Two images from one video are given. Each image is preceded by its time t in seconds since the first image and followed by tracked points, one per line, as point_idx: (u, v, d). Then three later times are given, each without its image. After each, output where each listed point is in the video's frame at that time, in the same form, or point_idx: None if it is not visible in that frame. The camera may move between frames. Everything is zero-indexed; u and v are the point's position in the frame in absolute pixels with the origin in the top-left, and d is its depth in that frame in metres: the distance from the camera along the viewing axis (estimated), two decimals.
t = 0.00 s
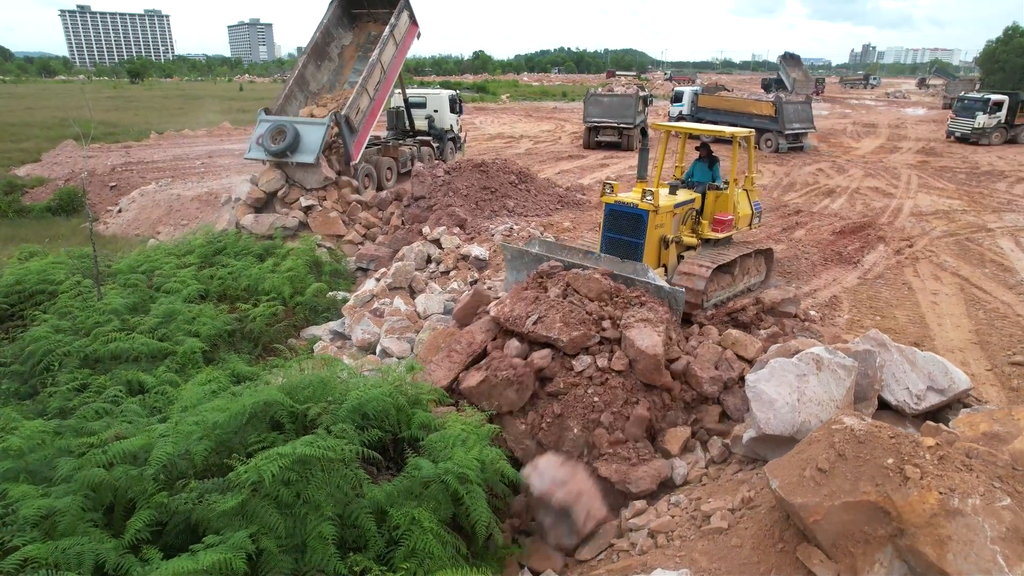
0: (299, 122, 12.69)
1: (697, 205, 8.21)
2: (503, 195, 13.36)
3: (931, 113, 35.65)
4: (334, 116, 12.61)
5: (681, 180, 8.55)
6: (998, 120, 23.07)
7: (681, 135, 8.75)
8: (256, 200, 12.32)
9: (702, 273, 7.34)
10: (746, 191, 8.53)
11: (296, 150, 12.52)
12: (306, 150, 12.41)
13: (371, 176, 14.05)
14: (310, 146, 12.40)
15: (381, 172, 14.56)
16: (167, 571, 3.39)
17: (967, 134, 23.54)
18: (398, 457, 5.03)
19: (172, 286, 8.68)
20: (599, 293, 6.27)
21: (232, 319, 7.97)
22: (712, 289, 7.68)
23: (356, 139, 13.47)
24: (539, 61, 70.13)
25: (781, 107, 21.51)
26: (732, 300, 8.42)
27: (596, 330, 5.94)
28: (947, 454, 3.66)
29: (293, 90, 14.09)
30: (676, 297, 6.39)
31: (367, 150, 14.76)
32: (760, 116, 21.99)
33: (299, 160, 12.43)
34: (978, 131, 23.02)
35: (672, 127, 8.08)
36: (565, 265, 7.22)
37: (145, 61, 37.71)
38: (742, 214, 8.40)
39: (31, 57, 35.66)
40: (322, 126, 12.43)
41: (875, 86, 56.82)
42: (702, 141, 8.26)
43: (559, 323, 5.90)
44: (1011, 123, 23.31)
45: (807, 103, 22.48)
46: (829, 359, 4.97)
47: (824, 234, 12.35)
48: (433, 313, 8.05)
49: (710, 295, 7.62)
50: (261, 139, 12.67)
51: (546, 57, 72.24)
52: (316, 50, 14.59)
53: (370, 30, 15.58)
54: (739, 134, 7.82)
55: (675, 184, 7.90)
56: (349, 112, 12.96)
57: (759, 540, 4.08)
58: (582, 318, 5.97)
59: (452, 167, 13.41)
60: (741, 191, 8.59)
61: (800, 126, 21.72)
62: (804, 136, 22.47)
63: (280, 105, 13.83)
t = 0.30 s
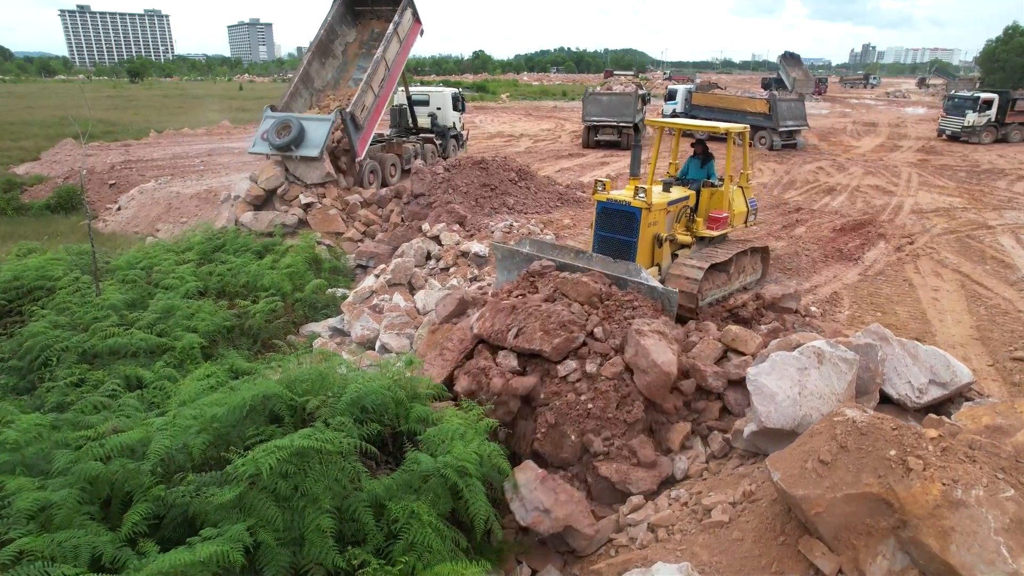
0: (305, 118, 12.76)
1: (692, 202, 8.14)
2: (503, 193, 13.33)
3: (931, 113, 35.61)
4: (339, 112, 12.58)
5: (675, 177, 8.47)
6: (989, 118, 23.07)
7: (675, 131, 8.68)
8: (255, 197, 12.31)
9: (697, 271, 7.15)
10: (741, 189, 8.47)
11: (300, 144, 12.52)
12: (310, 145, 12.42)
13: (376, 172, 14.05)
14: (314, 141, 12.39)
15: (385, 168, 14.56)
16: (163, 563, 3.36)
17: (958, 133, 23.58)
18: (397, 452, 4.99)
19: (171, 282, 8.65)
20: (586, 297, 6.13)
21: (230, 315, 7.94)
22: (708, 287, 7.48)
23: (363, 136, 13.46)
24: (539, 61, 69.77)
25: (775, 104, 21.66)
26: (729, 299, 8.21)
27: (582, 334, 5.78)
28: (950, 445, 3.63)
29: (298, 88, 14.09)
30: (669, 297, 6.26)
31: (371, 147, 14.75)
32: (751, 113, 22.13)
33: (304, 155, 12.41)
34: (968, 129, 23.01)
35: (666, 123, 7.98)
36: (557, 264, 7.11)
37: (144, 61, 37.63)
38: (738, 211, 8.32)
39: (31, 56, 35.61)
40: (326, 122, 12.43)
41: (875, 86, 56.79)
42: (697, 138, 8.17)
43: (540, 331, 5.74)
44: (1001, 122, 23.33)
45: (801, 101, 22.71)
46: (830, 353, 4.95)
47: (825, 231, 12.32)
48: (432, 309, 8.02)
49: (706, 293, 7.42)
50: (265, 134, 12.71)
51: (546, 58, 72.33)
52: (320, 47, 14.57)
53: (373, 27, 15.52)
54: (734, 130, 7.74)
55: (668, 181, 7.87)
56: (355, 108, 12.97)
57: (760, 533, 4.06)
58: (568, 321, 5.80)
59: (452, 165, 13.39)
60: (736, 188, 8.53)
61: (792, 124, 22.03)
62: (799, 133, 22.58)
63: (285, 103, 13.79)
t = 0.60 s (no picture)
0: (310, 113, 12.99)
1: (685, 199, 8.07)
2: (503, 190, 13.32)
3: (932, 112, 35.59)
4: (343, 107, 12.77)
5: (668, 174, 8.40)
6: (978, 118, 23.09)
7: (668, 126, 8.63)
8: (255, 194, 12.30)
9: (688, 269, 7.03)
10: (736, 185, 8.39)
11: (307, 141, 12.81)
12: (317, 140, 12.69)
13: (381, 167, 14.19)
14: (320, 137, 12.66)
15: (389, 164, 14.63)
16: (161, 555, 3.35)
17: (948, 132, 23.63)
18: (396, 445, 4.96)
19: (169, 278, 8.63)
20: (569, 302, 6.03)
21: (229, 311, 7.92)
22: (699, 285, 7.35)
23: (366, 131, 13.64)
24: (538, 61, 69.38)
25: (769, 101, 21.81)
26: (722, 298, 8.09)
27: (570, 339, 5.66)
28: (951, 436, 3.61)
29: (303, 85, 14.15)
30: (659, 295, 6.24)
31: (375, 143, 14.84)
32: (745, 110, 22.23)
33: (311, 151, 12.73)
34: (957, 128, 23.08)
35: (658, 119, 7.91)
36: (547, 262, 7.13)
37: (144, 61, 37.62)
38: (732, 208, 8.22)
39: (30, 55, 35.48)
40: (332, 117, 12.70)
41: (875, 86, 56.76)
42: (691, 133, 8.08)
43: (529, 341, 5.58)
44: (990, 121, 23.25)
45: (793, 100, 22.75)
46: (830, 346, 4.93)
47: (825, 228, 12.31)
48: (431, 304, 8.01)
49: (697, 292, 7.29)
50: (272, 131, 12.93)
51: (546, 57, 72.23)
52: (323, 45, 14.57)
53: (375, 24, 15.47)
54: (727, 125, 7.67)
55: (661, 177, 7.85)
56: (358, 104, 13.15)
57: (761, 526, 4.03)
58: (556, 328, 5.68)
59: (452, 162, 13.38)
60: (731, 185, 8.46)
61: (786, 121, 22.13)
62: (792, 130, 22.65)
63: (290, 99, 13.90)
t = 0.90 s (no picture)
0: (314, 111, 13.21)
1: (675, 196, 7.98)
2: (502, 187, 13.29)
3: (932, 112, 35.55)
4: (346, 103, 12.96)
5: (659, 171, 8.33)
6: (967, 117, 23.09)
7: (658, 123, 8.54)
8: (253, 192, 12.28)
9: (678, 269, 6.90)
10: (728, 182, 8.33)
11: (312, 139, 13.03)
12: (322, 138, 12.90)
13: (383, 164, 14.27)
14: (325, 135, 12.87)
15: (392, 161, 14.65)
16: (157, 546, 3.35)
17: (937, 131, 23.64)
18: (394, 439, 4.95)
19: (167, 273, 8.61)
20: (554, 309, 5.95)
21: (227, 308, 7.89)
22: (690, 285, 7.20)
23: (370, 127, 13.73)
24: (538, 61, 69.13)
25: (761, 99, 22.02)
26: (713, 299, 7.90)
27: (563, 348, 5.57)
28: (951, 426, 3.59)
29: (305, 82, 14.19)
30: (646, 296, 6.26)
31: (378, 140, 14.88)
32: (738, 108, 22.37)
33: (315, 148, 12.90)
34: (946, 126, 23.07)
35: (647, 115, 7.84)
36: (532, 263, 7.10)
37: (144, 61, 37.74)
38: (723, 205, 8.14)
39: (30, 55, 35.44)
40: (335, 113, 12.96)
41: (875, 85, 56.72)
42: (679, 129, 8.05)
43: (523, 352, 5.45)
44: (981, 119, 23.20)
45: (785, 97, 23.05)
46: (830, 339, 4.93)
47: (824, 225, 12.29)
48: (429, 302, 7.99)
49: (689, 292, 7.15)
50: (277, 129, 13.16)
51: (545, 58, 72.16)
52: (325, 43, 14.59)
53: (376, 22, 15.44)
54: (716, 119, 7.60)
55: (650, 174, 7.75)
56: (362, 100, 13.28)
57: (760, 518, 4.01)
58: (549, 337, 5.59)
59: (452, 159, 13.38)
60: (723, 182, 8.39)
61: (778, 118, 22.31)
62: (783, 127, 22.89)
63: (293, 97, 13.95)
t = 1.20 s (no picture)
0: (317, 107, 13.28)
1: (667, 193, 7.89)
2: (501, 184, 13.28)
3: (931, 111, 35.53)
4: (349, 101, 13.05)
5: (650, 168, 8.28)
6: (958, 115, 23.11)
7: (649, 120, 8.50)
8: (252, 189, 12.26)
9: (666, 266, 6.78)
10: (720, 180, 8.27)
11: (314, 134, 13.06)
12: (323, 133, 12.97)
13: (386, 161, 14.32)
14: (327, 131, 12.95)
15: (394, 157, 14.69)
16: (151, 535, 3.35)
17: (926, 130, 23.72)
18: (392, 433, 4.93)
19: (165, 269, 8.60)
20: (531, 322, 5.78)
21: (225, 303, 7.86)
22: (680, 283, 7.03)
23: (372, 124, 13.79)
24: (538, 61, 69.02)
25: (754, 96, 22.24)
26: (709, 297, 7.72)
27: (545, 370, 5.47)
28: (949, 417, 3.58)
29: (309, 79, 14.20)
30: (633, 291, 6.25)
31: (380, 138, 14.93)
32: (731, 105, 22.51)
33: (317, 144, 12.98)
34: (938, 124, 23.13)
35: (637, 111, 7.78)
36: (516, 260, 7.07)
37: (144, 60, 37.82)
38: (716, 203, 8.05)
39: (30, 54, 35.46)
40: (338, 110, 13.06)
41: (875, 85, 56.70)
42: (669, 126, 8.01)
43: (506, 383, 5.36)
44: (970, 119, 23.21)
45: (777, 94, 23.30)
46: (828, 332, 4.92)
47: (824, 222, 12.28)
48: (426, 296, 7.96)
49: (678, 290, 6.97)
50: (279, 124, 13.24)
51: (544, 57, 72.08)
52: (328, 40, 14.59)
53: (378, 20, 15.45)
54: (707, 115, 7.54)
55: (640, 170, 7.67)
56: (365, 98, 13.35)
57: (758, 510, 4.00)
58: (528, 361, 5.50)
59: (451, 156, 13.39)
60: (715, 180, 8.32)
61: (771, 116, 22.42)
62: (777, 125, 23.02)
63: (296, 93, 13.97)
